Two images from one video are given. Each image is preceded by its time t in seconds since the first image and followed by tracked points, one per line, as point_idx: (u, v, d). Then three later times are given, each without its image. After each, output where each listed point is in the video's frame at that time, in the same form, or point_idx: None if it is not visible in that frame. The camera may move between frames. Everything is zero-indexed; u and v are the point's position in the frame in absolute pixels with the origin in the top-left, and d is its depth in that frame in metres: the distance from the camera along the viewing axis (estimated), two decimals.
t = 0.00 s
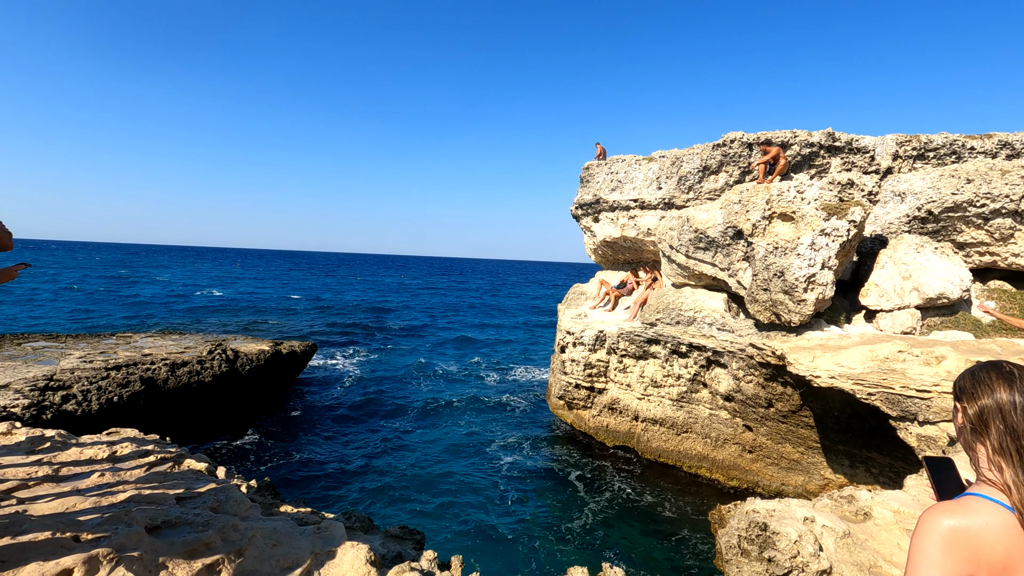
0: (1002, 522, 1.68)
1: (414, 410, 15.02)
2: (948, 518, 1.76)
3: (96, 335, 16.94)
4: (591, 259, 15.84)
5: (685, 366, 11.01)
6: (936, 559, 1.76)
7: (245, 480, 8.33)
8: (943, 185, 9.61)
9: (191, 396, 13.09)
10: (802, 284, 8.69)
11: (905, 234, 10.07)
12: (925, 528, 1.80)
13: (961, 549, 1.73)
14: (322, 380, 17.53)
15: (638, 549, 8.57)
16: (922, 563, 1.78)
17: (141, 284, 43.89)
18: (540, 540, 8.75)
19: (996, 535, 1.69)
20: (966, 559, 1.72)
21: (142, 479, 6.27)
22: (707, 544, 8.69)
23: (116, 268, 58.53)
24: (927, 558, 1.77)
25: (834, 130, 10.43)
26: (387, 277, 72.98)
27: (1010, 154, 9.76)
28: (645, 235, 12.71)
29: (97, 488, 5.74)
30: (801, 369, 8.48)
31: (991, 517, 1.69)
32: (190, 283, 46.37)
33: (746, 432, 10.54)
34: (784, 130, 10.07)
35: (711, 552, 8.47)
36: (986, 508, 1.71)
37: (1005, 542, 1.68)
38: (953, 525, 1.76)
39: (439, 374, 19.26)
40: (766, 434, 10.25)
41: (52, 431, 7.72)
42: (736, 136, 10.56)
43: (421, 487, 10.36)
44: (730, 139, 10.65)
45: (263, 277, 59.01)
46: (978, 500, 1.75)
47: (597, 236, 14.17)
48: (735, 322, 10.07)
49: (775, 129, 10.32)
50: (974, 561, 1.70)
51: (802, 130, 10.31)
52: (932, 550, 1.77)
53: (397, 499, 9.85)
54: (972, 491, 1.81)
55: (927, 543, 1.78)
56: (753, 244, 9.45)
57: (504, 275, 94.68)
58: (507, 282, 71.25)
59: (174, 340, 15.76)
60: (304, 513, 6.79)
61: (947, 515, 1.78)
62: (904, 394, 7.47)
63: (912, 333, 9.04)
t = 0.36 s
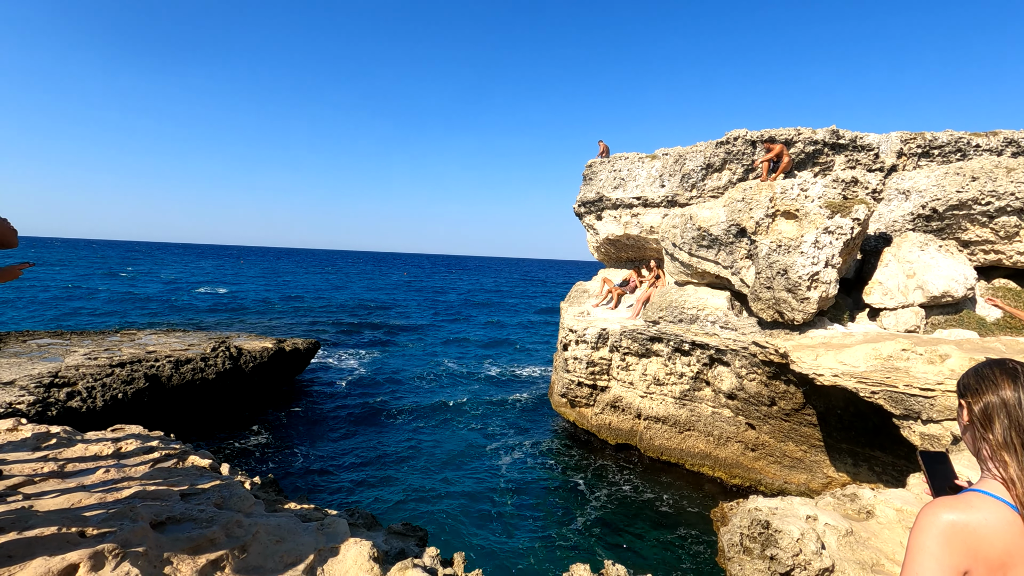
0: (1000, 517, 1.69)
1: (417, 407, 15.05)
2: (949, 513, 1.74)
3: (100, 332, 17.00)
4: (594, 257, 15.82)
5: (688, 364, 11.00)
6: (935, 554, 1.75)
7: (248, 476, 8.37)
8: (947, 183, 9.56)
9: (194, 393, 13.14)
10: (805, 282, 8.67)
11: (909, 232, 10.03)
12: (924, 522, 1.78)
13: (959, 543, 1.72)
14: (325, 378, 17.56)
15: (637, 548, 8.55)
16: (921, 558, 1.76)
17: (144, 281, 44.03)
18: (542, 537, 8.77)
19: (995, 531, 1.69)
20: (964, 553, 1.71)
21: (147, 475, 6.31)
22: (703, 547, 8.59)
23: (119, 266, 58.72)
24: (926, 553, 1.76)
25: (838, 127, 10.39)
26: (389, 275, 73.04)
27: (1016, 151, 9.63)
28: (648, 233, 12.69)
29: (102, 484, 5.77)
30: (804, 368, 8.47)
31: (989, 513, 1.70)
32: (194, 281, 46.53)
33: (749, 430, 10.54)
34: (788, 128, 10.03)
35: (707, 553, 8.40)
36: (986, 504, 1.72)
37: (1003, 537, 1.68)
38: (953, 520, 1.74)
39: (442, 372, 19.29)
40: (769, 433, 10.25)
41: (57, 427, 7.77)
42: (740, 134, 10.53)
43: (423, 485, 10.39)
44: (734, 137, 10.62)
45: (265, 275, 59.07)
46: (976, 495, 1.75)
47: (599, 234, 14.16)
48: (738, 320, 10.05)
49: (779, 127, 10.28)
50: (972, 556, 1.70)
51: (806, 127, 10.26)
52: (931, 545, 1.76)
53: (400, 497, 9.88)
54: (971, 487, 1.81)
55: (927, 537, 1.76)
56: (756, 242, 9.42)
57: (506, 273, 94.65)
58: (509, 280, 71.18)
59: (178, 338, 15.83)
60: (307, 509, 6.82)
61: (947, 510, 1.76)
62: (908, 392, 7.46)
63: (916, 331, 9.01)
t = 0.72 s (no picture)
0: (1014, 517, 1.67)
1: (420, 405, 15.07)
2: (959, 511, 1.73)
3: (105, 329, 17.07)
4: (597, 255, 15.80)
5: (691, 362, 10.98)
6: (941, 551, 1.75)
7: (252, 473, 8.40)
8: (953, 181, 9.51)
9: (198, 390, 13.19)
10: (809, 280, 8.65)
11: (914, 230, 10.00)
12: (935, 520, 1.77)
13: (968, 542, 1.71)
14: (328, 375, 17.60)
15: (634, 548, 8.50)
16: (926, 555, 1.76)
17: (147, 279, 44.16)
18: (544, 535, 8.78)
19: (1008, 531, 1.66)
20: (972, 551, 1.70)
21: (152, 471, 6.33)
22: (698, 538, 8.78)
23: (124, 263, 58.94)
24: (933, 550, 1.76)
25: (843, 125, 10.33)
26: (392, 273, 73.07)
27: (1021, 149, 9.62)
28: (651, 231, 12.67)
29: (107, 480, 5.80)
30: (808, 366, 8.45)
31: (1002, 512, 1.68)
32: (200, 279, 46.74)
33: (752, 429, 10.54)
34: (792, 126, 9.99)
35: (703, 546, 8.55)
36: (999, 504, 1.70)
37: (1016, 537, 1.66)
38: (965, 519, 1.72)
39: (445, 370, 19.30)
40: (772, 431, 10.24)
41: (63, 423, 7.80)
42: (744, 132, 10.49)
43: (426, 482, 10.42)
44: (738, 134, 10.58)
45: (268, 273, 59.15)
46: (989, 494, 1.73)
47: (603, 232, 14.13)
48: (742, 319, 10.04)
49: (783, 125, 10.24)
50: (980, 555, 1.70)
51: (811, 125, 10.23)
52: (939, 542, 1.76)
53: (403, 494, 9.91)
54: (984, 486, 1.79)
55: (935, 534, 1.76)
56: (760, 240, 9.39)
57: (508, 271, 94.62)
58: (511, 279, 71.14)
59: (182, 335, 15.88)
60: (311, 506, 6.85)
61: (958, 509, 1.75)
62: (912, 391, 7.45)
63: (920, 330, 8.99)
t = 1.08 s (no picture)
0: None
1: (423, 402, 15.09)
2: (972, 515, 1.71)
3: (110, 326, 17.13)
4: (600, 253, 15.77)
5: (695, 360, 10.96)
6: (955, 555, 1.72)
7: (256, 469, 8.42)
8: (959, 178, 9.44)
9: (203, 387, 13.24)
10: (813, 278, 8.61)
11: (919, 228, 9.95)
12: (947, 523, 1.75)
13: (984, 547, 1.68)
14: (332, 372, 17.64)
15: (629, 542, 8.58)
16: (941, 559, 1.73)
17: (151, 275, 44.34)
18: (547, 532, 8.80)
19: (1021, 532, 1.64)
20: (987, 555, 1.68)
21: (156, 467, 6.36)
22: (694, 535, 8.81)
23: (128, 260, 59.21)
24: (946, 554, 1.73)
25: (848, 123, 10.27)
26: (395, 270, 73.11)
27: None
28: (655, 228, 12.65)
29: (112, 476, 5.83)
30: (812, 365, 8.42)
31: (1015, 514, 1.66)
32: (204, 276, 46.87)
33: (755, 427, 10.52)
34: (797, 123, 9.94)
35: (706, 544, 8.54)
36: (1011, 505, 1.68)
37: None
38: (978, 523, 1.70)
39: (448, 367, 19.31)
40: (776, 430, 10.22)
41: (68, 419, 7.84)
42: (749, 129, 10.44)
43: (428, 478, 10.45)
44: (742, 132, 10.54)
45: (271, 270, 59.28)
46: (1002, 497, 1.71)
47: (606, 230, 14.12)
48: (745, 317, 10.01)
49: (788, 122, 10.19)
50: (995, 558, 1.67)
51: (816, 123, 10.19)
52: (952, 546, 1.73)
53: (407, 490, 9.93)
54: (995, 488, 1.77)
55: (947, 538, 1.74)
56: (764, 238, 9.35)
57: (510, 269, 94.59)
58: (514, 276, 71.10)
59: (187, 331, 15.93)
60: (315, 503, 6.86)
61: (971, 512, 1.73)
62: (917, 390, 7.42)
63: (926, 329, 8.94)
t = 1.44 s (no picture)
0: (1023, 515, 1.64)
1: (425, 398, 15.13)
2: (968, 508, 1.71)
3: (114, 322, 17.18)
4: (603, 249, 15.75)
5: (697, 357, 10.95)
6: (950, 547, 1.73)
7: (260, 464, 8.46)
8: (964, 175, 9.40)
9: (206, 382, 13.27)
10: (817, 275, 8.59)
11: (924, 225, 9.89)
12: (943, 516, 1.76)
13: (978, 540, 1.69)
14: (334, 368, 17.68)
15: (634, 535, 8.70)
16: (935, 550, 1.75)
17: (154, 271, 44.45)
18: (550, 527, 8.83)
19: (1017, 527, 1.63)
20: (982, 548, 1.68)
21: (161, 462, 6.38)
22: (700, 526, 8.96)
23: (131, 256, 59.36)
24: (941, 546, 1.74)
25: (853, 118, 10.20)
26: (397, 267, 73.13)
27: None
28: (658, 225, 12.62)
29: (117, 471, 5.85)
30: (816, 361, 8.40)
31: (1012, 508, 1.65)
32: (207, 272, 46.91)
33: (758, 424, 10.52)
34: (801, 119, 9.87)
35: (711, 540, 8.54)
36: (1008, 500, 1.67)
37: None
38: (973, 516, 1.70)
39: (450, 363, 19.32)
40: (778, 426, 10.22)
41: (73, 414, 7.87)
42: (753, 125, 10.39)
43: (431, 474, 10.47)
44: (746, 128, 10.49)
45: (274, 266, 59.39)
46: (1000, 492, 1.71)
47: (609, 226, 14.10)
48: (749, 314, 9.98)
49: (792, 118, 10.12)
50: (990, 552, 1.67)
51: (820, 118, 10.11)
52: (947, 538, 1.74)
53: (409, 486, 9.96)
54: (996, 484, 1.77)
55: (943, 530, 1.75)
56: (768, 235, 9.32)
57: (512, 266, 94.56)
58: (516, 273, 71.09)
59: (190, 327, 15.97)
60: (319, 498, 6.89)
61: (967, 505, 1.72)
62: (921, 387, 7.40)
63: (930, 326, 8.91)
